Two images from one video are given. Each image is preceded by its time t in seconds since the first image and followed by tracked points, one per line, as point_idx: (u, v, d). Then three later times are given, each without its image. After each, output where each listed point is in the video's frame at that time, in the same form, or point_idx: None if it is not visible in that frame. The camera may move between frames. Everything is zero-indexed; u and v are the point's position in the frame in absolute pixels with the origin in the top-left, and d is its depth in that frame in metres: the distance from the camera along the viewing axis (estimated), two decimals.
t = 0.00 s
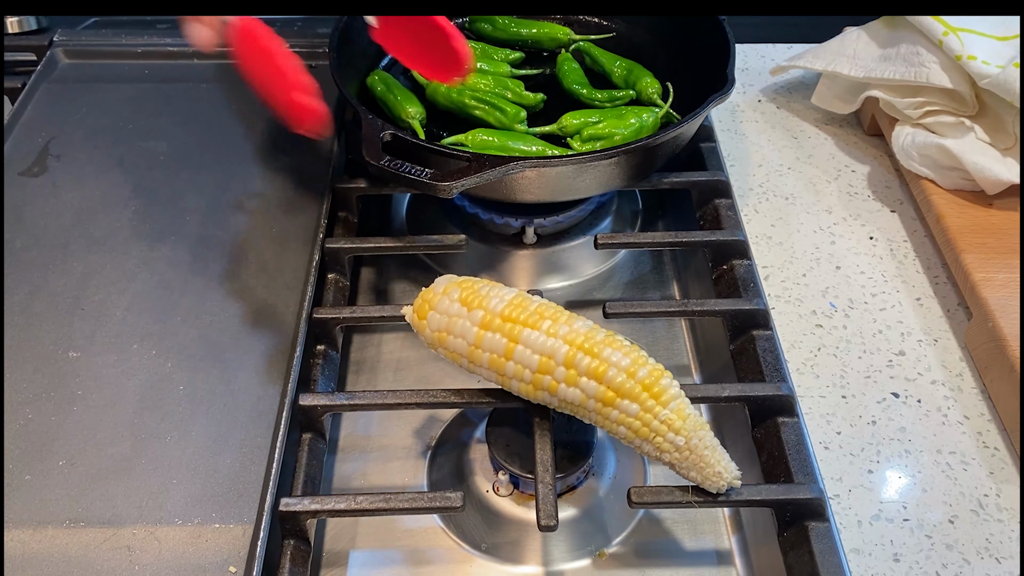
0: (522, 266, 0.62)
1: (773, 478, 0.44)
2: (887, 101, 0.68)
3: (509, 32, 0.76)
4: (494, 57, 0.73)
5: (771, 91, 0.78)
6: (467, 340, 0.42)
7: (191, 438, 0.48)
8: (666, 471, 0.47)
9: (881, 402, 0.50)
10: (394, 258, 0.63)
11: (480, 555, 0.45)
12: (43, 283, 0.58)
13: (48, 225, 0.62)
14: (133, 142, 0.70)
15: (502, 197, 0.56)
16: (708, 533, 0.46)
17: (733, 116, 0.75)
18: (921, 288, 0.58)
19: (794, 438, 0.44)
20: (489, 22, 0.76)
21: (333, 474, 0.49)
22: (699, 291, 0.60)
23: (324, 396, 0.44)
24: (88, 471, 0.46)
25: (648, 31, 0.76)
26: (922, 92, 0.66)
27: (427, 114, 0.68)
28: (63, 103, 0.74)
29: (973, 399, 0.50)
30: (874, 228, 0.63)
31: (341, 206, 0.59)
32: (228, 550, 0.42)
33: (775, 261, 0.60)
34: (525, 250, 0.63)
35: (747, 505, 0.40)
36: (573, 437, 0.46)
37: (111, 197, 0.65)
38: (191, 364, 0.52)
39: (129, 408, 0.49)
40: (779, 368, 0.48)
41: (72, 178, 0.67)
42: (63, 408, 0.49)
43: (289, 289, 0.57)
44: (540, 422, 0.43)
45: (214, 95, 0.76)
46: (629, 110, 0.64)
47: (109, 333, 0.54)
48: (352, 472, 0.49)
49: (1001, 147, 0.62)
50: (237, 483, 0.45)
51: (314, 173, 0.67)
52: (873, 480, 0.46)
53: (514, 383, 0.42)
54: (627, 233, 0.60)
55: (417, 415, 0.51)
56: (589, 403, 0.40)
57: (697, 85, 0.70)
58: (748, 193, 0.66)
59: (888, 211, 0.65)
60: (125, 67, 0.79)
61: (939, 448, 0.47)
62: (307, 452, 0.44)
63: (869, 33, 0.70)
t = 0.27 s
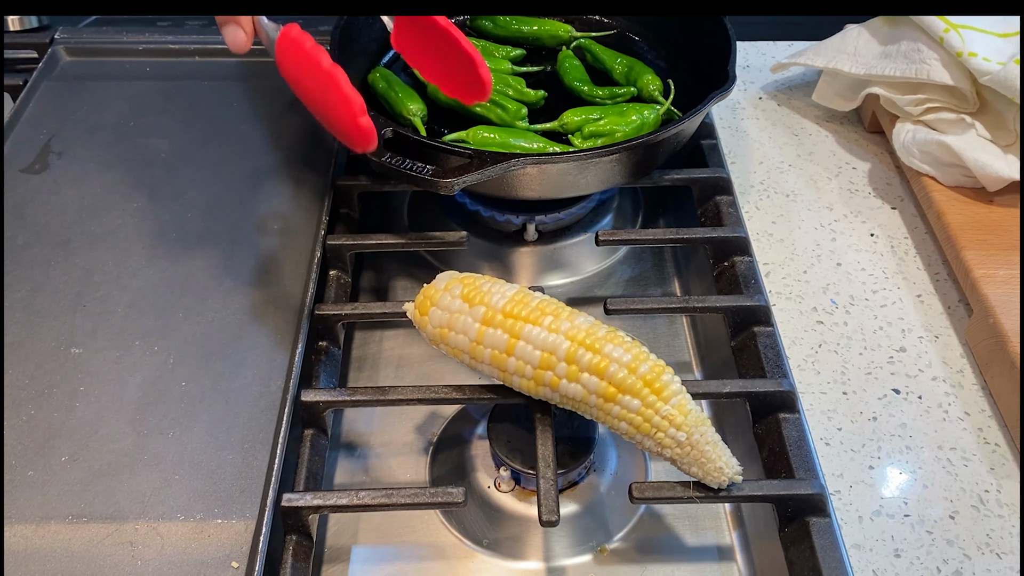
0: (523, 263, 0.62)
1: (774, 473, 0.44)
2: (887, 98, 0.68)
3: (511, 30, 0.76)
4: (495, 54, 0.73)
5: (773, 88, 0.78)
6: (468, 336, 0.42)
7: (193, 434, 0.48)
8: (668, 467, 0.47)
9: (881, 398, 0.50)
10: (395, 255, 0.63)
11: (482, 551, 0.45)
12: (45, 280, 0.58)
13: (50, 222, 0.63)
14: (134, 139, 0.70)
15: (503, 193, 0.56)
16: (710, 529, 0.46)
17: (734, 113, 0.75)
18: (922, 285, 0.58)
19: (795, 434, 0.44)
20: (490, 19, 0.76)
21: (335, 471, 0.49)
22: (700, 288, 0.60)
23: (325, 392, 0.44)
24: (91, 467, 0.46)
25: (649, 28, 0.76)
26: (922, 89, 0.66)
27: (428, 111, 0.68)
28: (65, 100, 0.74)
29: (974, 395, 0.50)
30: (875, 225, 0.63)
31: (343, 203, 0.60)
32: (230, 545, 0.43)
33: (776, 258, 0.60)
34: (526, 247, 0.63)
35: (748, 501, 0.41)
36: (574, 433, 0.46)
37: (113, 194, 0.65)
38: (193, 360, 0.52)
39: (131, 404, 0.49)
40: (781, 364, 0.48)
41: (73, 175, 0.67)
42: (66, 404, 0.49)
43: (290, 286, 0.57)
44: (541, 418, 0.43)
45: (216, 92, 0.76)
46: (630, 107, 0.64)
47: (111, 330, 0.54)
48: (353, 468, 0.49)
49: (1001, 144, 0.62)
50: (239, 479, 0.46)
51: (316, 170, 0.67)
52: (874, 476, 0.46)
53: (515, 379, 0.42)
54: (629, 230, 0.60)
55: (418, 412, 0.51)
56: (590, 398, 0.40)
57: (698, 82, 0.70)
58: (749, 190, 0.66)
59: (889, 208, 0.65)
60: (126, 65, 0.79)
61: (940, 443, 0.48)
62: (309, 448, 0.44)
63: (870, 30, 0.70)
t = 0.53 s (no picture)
0: (521, 261, 0.62)
1: (770, 468, 0.44)
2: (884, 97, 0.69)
3: (509, 29, 0.76)
4: (493, 53, 0.73)
5: (770, 87, 0.79)
6: (466, 332, 0.42)
7: (193, 429, 0.48)
8: (664, 463, 0.48)
9: (877, 394, 0.50)
10: (394, 253, 0.63)
11: (480, 545, 0.45)
12: (46, 277, 0.58)
13: (50, 219, 0.63)
14: (134, 138, 0.71)
15: (501, 191, 0.56)
16: (706, 524, 0.46)
17: (732, 112, 0.75)
18: (918, 282, 0.58)
19: (790, 429, 0.45)
20: (489, 18, 0.76)
21: (334, 466, 0.49)
22: (697, 285, 0.60)
23: (324, 388, 0.45)
24: (92, 462, 0.47)
25: (647, 27, 0.77)
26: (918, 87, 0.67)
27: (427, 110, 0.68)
28: (65, 99, 0.75)
29: (969, 391, 0.51)
30: (871, 223, 0.63)
31: (342, 201, 0.60)
32: (230, 539, 0.43)
33: (772, 255, 0.60)
34: (524, 245, 0.63)
35: (744, 495, 0.41)
36: (571, 428, 0.47)
37: (113, 192, 0.65)
38: (194, 356, 0.52)
39: (131, 400, 0.50)
40: (776, 361, 0.48)
41: (74, 173, 0.67)
42: (67, 400, 0.50)
43: (290, 283, 0.58)
44: (539, 414, 0.44)
45: (215, 90, 0.76)
46: (627, 105, 0.65)
47: (111, 326, 0.54)
48: (352, 464, 0.49)
49: (997, 142, 0.63)
50: (239, 474, 0.46)
51: (315, 168, 0.67)
52: (869, 472, 0.46)
53: (513, 374, 0.42)
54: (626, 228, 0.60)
55: (417, 408, 0.52)
56: (587, 394, 0.40)
57: (695, 81, 0.70)
58: (746, 188, 0.67)
59: (885, 206, 0.65)
60: (127, 63, 0.79)
61: (934, 439, 0.48)
62: (308, 443, 0.44)
63: (866, 29, 0.70)
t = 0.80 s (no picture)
0: (519, 259, 0.63)
1: (765, 464, 0.44)
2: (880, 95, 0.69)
3: (506, 28, 0.77)
4: (491, 52, 0.74)
5: (766, 85, 0.79)
6: (463, 328, 0.43)
7: (192, 425, 0.48)
8: (660, 458, 0.48)
9: (872, 390, 0.51)
10: (392, 251, 0.63)
11: (477, 541, 0.45)
12: (46, 274, 0.58)
13: (51, 217, 0.63)
14: (134, 136, 0.71)
15: (499, 189, 0.56)
16: (701, 519, 0.47)
17: (728, 110, 0.76)
18: (913, 279, 0.59)
19: (785, 425, 0.45)
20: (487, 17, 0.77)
21: (332, 462, 0.49)
22: (694, 282, 0.60)
23: (323, 384, 0.45)
24: (92, 457, 0.47)
25: (644, 26, 0.77)
26: (914, 86, 0.67)
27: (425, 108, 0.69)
28: (65, 97, 0.75)
29: (963, 387, 0.51)
30: (866, 221, 0.64)
31: (340, 199, 0.60)
32: (229, 534, 0.43)
33: (769, 253, 0.61)
34: (521, 243, 0.64)
35: (738, 490, 0.41)
36: (568, 424, 0.47)
37: (113, 190, 0.66)
38: (193, 353, 0.53)
39: (131, 396, 0.50)
40: (772, 357, 0.49)
41: (74, 171, 0.67)
42: (68, 396, 0.50)
43: (288, 281, 0.58)
44: (536, 410, 0.44)
45: (215, 89, 0.76)
46: (624, 104, 0.65)
47: (111, 323, 0.55)
48: (351, 460, 0.50)
49: (992, 141, 0.63)
50: (238, 469, 0.46)
51: (314, 166, 0.68)
52: (863, 468, 0.46)
53: (509, 371, 0.42)
54: (623, 225, 0.61)
55: (415, 404, 0.52)
56: (583, 389, 0.40)
57: (692, 80, 0.70)
58: (742, 186, 0.67)
59: (880, 204, 0.65)
60: (127, 62, 0.79)
61: (928, 435, 0.48)
62: (307, 439, 0.44)
63: (862, 28, 0.71)
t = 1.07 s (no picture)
0: (518, 258, 0.63)
1: (764, 462, 0.45)
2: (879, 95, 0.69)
3: (506, 27, 0.77)
4: (491, 51, 0.74)
5: (766, 85, 0.79)
6: (463, 326, 0.43)
7: (192, 424, 0.49)
8: (659, 456, 0.48)
9: (871, 389, 0.51)
10: (392, 250, 0.64)
11: (477, 539, 0.45)
12: (47, 273, 0.58)
13: (51, 216, 0.63)
14: (134, 135, 0.71)
15: (498, 188, 0.57)
16: (701, 517, 0.47)
17: (728, 110, 0.76)
18: (912, 278, 0.59)
19: (784, 423, 0.45)
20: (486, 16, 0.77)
21: (332, 460, 0.50)
22: (693, 281, 0.60)
23: (323, 382, 0.45)
24: (92, 456, 0.47)
25: (644, 25, 0.77)
26: (913, 85, 0.67)
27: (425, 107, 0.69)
28: (65, 96, 0.75)
29: (961, 386, 0.51)
30: (865, 220, 0.64)
31: (340, 198, 0.60)
32: (229, 532, 0.43)
33: (768, 252, 0.61)
34: (521, 242, 0.64)
35: (737, 488, 0.41)
36: (567, 423, 0.47)
37: (113, 189, 0.66)
38: (193, 352, 0.53)
39: (131, 395, 0.50)
40: (771, 356, 0.49)
41: (74, 170, 0.67)
42: (68, 394, 0.50)
43: (288, 279, 0.58)
44: (535, 408, 0.44)
45: (214, 89, 0.76)
46: (624, 103, 0.65)
47: (112, 322, 0.55)
48: (351, 458, 0.50)
49: (990, 140, 0.63)
50: (238, 467, 0.46)
51: (313, 166, 0.68)
52: (862, 466, 0.47)
53: (509, 369, 0.42)
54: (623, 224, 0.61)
55: (414, 403, 0.52)
56: (583, 388, 0.41)
57: (692, 79, 0.70)
58: (742, 186, 0.67)
59: (880, 203, 0.65)
60: (127, 61, 0.79)
61: (927, 434, 0.48)
62: (307, 437, 0.44)
63: (861, 28, 0.71)
